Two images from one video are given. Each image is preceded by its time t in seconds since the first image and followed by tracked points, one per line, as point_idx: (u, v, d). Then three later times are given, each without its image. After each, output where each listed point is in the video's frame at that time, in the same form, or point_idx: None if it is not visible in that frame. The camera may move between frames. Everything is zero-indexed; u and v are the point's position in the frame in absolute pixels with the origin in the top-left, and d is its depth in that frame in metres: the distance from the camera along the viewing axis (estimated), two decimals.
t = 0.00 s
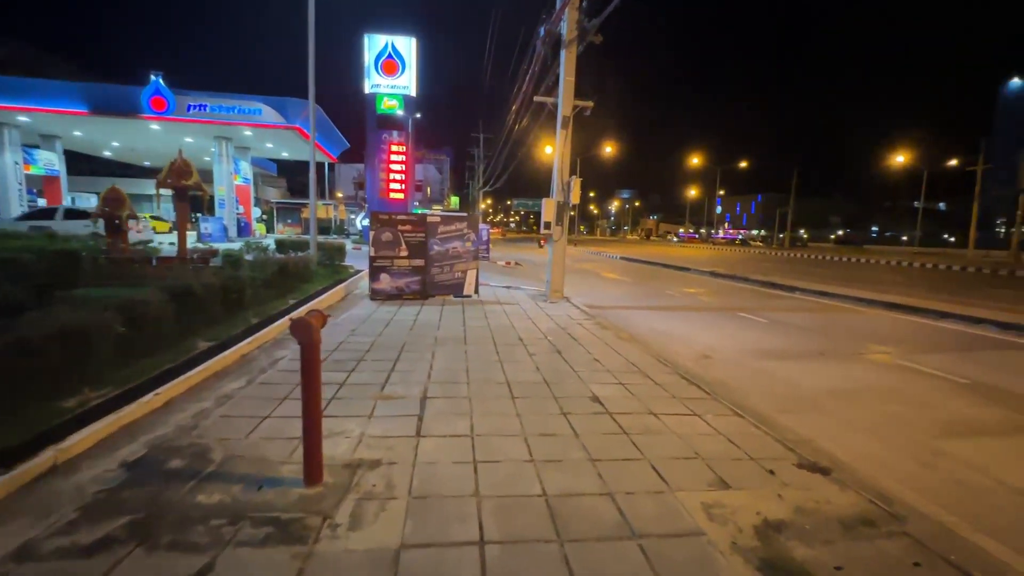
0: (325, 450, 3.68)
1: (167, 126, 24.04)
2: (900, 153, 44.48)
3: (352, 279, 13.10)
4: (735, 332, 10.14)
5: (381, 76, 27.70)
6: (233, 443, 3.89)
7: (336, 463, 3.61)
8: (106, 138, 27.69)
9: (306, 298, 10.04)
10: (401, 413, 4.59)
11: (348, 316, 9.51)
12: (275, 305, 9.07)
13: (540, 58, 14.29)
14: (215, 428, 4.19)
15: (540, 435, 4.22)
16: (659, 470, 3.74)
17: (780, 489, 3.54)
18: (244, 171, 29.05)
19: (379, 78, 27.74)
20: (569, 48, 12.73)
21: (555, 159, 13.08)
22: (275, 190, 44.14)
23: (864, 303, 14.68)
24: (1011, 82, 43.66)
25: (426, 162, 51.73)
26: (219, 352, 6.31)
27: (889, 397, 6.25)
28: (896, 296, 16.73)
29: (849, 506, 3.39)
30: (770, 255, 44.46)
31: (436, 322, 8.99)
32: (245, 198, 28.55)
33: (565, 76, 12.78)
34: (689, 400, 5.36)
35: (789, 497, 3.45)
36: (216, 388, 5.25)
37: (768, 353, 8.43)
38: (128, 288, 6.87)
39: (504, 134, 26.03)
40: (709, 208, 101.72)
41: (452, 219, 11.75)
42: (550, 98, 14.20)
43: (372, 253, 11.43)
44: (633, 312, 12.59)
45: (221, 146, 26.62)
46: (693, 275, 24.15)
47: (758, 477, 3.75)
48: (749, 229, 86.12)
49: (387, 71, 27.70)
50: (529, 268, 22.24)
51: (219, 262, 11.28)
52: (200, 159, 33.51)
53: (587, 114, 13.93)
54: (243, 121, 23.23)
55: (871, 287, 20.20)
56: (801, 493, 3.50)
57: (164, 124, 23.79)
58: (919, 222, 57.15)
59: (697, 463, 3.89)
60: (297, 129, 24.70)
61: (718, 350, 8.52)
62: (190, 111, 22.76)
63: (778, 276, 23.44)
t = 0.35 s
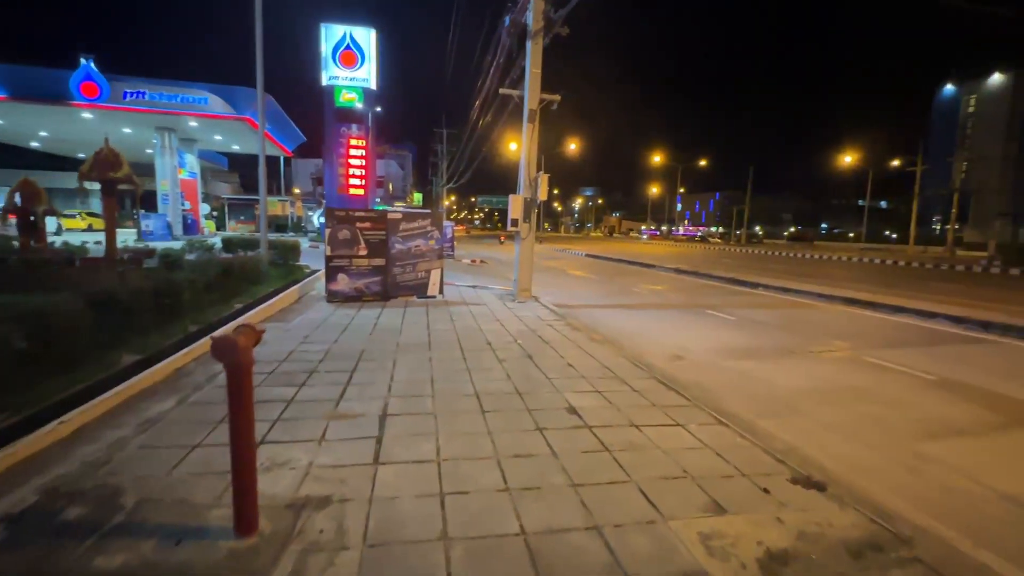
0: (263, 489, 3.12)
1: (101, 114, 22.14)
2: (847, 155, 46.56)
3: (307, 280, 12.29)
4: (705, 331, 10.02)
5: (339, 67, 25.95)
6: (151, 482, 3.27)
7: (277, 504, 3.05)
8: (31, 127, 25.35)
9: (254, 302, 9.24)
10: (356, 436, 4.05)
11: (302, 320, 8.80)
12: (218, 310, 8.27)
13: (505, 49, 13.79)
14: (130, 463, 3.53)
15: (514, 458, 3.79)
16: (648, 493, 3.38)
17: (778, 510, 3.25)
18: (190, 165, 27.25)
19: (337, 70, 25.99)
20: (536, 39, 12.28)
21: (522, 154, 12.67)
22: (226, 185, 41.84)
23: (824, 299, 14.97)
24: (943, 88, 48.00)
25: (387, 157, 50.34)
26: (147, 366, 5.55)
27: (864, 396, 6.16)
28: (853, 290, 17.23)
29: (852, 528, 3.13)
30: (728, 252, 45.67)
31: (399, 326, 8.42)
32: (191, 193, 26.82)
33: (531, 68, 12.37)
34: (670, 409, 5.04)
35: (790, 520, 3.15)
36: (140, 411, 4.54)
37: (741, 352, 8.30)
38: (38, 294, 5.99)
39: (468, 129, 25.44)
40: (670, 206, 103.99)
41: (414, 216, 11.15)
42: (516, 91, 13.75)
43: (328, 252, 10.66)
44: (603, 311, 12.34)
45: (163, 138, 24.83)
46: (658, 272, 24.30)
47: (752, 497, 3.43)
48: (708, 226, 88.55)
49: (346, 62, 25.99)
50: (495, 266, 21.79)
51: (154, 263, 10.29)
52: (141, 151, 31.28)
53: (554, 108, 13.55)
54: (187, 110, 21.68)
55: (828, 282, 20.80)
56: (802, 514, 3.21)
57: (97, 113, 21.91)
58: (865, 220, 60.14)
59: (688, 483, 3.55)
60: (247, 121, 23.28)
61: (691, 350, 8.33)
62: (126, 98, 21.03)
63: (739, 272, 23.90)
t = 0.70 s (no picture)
0: (194, 543, 2.57)
1: (21, 101, 19.97)
2: (796, 156, 48.54)
3: (259, 282, 11.43)
4: (677, 330, 9.91)
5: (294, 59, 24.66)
6: (51, 539, 2.65)
7: (213, 561, 2.51)
8: None
9: (198, 308, 8.41)
10: (312, 465, 3.51)
11: (253, 327, 8.07)
12: (158, 318, 7.45)
13: (470, 41, 13.27)
14: (25, 514, 2.87)
15: (495, 484, 3.36)
16: (646, 521, 3.03)
17: (790, 535, 2.95)
18: (128, 157, 25.24)
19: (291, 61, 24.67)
20: (502, 30, 11.82)
21: (488, 149, 12.21)
22: (169, 180, 39.27)
23: (786, 296, 15.25)
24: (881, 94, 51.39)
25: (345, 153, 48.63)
26: (62, 387, 4.78)
27: (842, 396, 6.10)
28: (812, 287, 17.66)
29: (869, 553, 2.87)
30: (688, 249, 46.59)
31: (361, 332, 7.83)
32: (130, 189, 24.96)
33: (497, 59, 11.90)
34: (656, 418, 4.74)
35: (802, 546, 2.86)
36: (47, 443, 3.82)
37: (716, 352, 8.19)
38: None
39: (431, 125, 24.70)
40: (630, 205, 105.86)
41: (375, 213, 10.51)
42: (482, 84, 13.26)
43: (280, 252, 9.88)
44: (573, 311, 12.04)
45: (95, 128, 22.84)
46: (623, 270, 24.35)
47: (759, 520, 3.14)
48: (667, 224, 90.71)
49: (300, 54, 24.74)
50: (460, 265, 21.23)
51: (81, 264, 9.27)
52: (72, 142, 28.80)
53: (521, 102, 13.13)
54: (122, 99, 19.96)
55: (786, 279, 21.32)
56: (815, 540, 2.92)
57: (17, 99, 19.79)
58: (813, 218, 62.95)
59: (688, 506, 3.22)
60: (191, 111, 21.68)
61: (667, 352, 8.11)
62: (51, 84, 19.07)
63: (702, 270, 24.25)
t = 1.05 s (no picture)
0: None
1: None
2: (742, 157, 50.56)
3: (197, 288, 10.45)
4: (643, 331, 9.81)
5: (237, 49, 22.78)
6: None
7: None
8: None
9: (125, 318, 7.50)
10: (256, 509, 3.00)
11: (191, 339, 7.29)
12: (75, 332, 6.54)
13: (427, 33, 12.71)
14: None
15: (472, 522, 2.97)
16: (642, 556, 2.74)
17: (794, 565, 2.75)
18: (44, 149, 22.84)
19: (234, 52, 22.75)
20: (461, 22, 11.36)
21: (448, 146, 11.72)
22: (96, 175, 36.16)
23: (742, 294, 15.60)
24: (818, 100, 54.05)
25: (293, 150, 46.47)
26: None
27: (812, 398, 6.10)
28: (765, 285, 18.22)
29: None
30: (642, 248, 47.55)
31: (313, 342, 7.22)
32: (48, 185, 22.79)
33: (457, 53, 11.46)
34: (636, 431, 4.50)
35: None
36: None
37: (685, 354, 8.11)
38: None
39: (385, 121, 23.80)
40: (585, 204, 107.38)
41: (327, 212, 9.85)
42: (439, 79, 12.74)
43: (221, 255, 9.02)
44: (537, 313, 11.75)
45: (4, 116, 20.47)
46: (583, 269, 24.37)
47: (759, 547, 2.92)
48: (621, 224, 92.60)
49: (243, 44, 22.89)
50: (418, 266, 20.55)
51: None
52: None
53: (481, 98, 12.70)
54: (36, 85, 17.94)
55: (739, 277, 21.96)
56: (821, 568, 2.74)
57: None
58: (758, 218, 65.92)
59: (685, 535, 2.95)
60: (117, 99, 19.80)
61: (636, 355, 7.95)
62: None
63: (659, 269, 24.64)
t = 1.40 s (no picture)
0: None
1: None
2: (684, 159, 52.50)
3: (112, 293, 9.37)
4: (600, 331, 9.74)
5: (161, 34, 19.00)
6: None
7: None
8: None
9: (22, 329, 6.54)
10: (171, 559, 2.51)
11: (104, 351, 6.44)
12: None
13: (372, 21, 12.07)
14: None
15: (434, 555, 2.62)
16: None
17: None
18: None
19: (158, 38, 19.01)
20: (408, 11, 10.83)
21: (396, 140, 11.16)
22: None
23: (691, 291, 15.96)
24: (751, 106, 56.95)
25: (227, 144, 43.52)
26: None
27: (768, 393, 6.17)
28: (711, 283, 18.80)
29: None
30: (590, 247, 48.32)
31: (248, 351, 6.53)
32: None
33: (404, 43, 10.92)
34: (605, 438, 4.28)
35: None
36: None
37: (642, 353, 8.07)
38: None
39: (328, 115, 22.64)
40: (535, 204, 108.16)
41: (264, 209, 9.06)
42: (386, 70, 12.15)
43: (139, 256, 8.07)
44: (492, 314, 11.42)
45: None
46: (535, 268, 24.27)
47: (743, 560, 2.76)
48: (570, 224, 93.96)
49: (169, 28, 19.05)
50: (365, 267, 19.68)
51: None
52: None
53: (431, 91, 12.22)
54: None
55: (685, 275, 22.62)
56: None
57: None
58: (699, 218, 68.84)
59: (668, 553, 2.74)
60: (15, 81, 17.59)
61: (595, 355, 7.81)
62: None
63: (609, 268, 24.96)
